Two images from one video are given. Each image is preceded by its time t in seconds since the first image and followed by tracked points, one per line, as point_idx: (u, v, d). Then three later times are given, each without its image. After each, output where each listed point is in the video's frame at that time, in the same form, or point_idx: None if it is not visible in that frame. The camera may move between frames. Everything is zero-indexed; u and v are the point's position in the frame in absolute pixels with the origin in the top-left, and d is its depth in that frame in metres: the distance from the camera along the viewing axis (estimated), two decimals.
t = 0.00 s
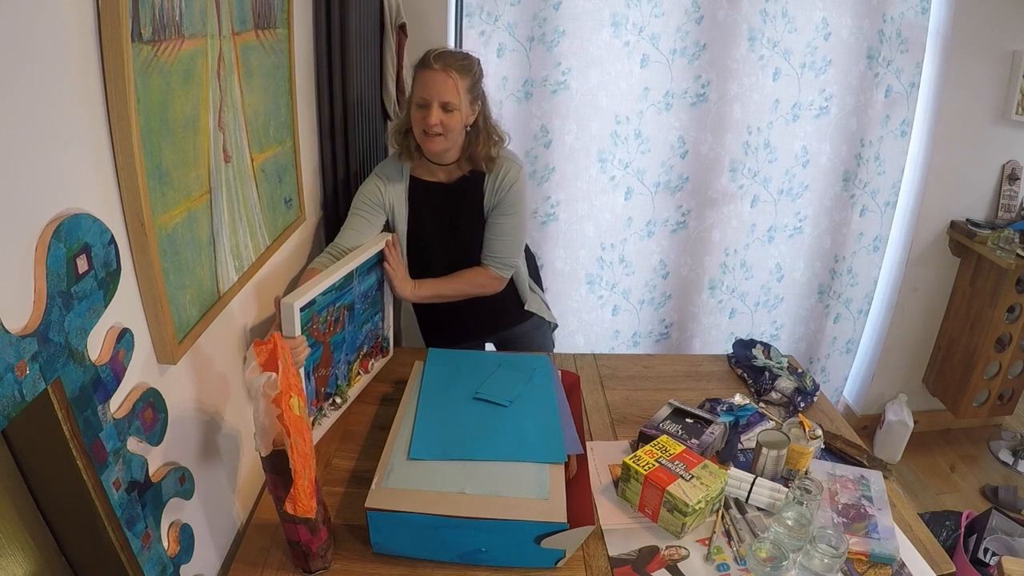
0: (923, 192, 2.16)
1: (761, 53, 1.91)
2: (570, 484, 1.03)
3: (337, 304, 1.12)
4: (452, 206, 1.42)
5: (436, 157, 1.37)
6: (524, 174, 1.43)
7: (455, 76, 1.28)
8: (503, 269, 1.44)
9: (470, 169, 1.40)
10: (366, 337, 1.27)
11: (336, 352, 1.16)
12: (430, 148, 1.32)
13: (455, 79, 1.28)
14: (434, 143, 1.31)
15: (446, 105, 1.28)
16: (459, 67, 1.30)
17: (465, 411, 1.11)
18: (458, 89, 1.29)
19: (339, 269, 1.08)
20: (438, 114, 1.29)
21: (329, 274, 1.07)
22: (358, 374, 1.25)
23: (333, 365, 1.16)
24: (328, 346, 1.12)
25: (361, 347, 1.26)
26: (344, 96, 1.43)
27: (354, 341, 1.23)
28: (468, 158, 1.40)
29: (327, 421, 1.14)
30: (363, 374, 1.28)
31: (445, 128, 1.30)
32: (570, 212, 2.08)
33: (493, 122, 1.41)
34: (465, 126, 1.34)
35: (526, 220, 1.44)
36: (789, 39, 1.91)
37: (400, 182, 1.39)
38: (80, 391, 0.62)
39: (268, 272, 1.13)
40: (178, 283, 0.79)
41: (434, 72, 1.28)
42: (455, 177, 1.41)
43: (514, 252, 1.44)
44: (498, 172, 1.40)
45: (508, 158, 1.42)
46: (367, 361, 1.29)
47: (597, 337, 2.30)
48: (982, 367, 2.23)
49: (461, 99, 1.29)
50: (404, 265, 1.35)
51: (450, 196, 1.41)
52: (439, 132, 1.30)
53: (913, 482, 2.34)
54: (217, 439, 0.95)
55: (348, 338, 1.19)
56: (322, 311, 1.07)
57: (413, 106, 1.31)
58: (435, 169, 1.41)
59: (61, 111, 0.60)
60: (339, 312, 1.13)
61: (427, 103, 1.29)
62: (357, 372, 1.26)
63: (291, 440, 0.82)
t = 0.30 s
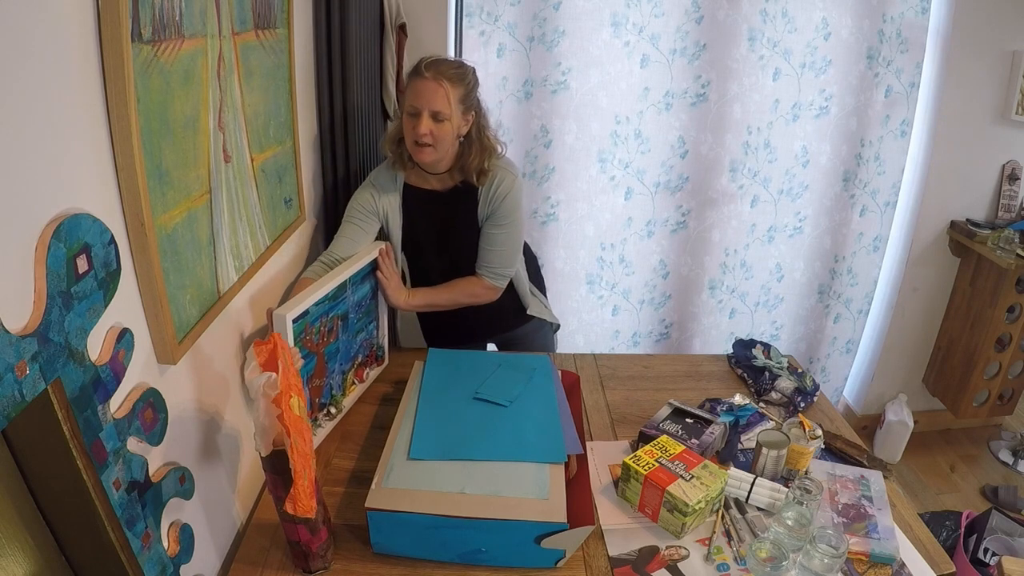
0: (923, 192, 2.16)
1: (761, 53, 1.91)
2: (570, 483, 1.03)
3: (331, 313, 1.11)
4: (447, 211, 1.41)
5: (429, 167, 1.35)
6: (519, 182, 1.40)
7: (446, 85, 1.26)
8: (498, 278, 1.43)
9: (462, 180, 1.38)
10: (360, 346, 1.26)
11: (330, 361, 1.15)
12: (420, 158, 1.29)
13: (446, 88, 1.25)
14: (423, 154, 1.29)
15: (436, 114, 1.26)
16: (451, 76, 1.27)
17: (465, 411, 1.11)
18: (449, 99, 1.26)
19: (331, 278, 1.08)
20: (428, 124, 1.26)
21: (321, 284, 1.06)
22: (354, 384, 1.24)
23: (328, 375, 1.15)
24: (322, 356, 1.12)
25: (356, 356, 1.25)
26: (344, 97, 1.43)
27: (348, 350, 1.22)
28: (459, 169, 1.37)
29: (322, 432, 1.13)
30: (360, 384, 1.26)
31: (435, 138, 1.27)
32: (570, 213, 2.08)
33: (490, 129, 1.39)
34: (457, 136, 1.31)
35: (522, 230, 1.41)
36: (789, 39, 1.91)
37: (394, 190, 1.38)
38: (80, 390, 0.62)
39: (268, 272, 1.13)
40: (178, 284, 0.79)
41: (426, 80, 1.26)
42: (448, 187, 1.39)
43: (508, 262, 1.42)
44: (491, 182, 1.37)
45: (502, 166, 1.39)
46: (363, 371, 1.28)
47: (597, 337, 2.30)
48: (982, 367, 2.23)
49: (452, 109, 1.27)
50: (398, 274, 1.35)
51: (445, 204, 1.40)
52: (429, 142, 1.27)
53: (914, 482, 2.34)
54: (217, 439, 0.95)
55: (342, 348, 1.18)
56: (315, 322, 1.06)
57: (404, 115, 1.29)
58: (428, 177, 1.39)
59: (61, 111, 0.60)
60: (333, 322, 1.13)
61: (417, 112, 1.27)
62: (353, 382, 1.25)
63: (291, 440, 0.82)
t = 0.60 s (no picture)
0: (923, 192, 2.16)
1: (761, 53, 1.91)
2: (570, 483, 1.03)
3: (330, 324, 1.10)
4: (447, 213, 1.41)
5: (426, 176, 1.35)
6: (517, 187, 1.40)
7: (443, 96, 1.25)
8: (497, 285, 1.42)
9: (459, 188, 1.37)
10: (360, 354, 1.25)
11: (331, 372, 1.15)
12: (418, 169, 1.29)
13: (442, 98, 1.25)
14: (421, 165, 1.29)
15: (433, 125, 1.26)
16: (447, 86, 1.26)
17: (465, 411, 1.10)
18: (446, 111, 1.26)
19: (330, 290, 1.07)
20: (425, 135, 1.26)
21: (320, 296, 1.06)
22: (355, 393, 1.23)
23: (329, 387, 1.14)
24: (323, 367, 1.11)
25: (356, 365, 1.24)
26: (344, 98, 1.43)
27: (349, 359, 1.21)
28: (456, 178, 1.37)
29: (325, 443, 1.12)
30: (361, 392, 1.26)
31: (432, 150, 1.27)
32: (570, 213, 2.08)
33: (487, 133, 1.39)
34: (454, 146, 1.31)
35: (520, 235, 1.41)
36: (789, 39, 1.90)
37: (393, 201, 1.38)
38: (80, 390, 0.62)
39: (269, 272, 1.13)
40: (178, 284, 0.79)
41: (422, 90, 1.25)
42: (445, 195, 1.40)
43: (507, 268, 1.42)
44: (488, 189, 1.37)
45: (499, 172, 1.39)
46: (363, 378, 1.27)
47: (597, 337, 2.30)
48: (982, 367, 2.23)
49: (450, 120, 1.27)
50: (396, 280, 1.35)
51: (443, 206, 1.40)
52: (426, 154, 1.27)
53: (914, 482, 2.34)
54: (217, 439, 0.95)
55: (342, 358, 1.17)
56: (316, 334, 1.06)
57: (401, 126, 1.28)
58: (425, 185, 1.39)
59: (61, 111, 0.60)
60: (332, 333, 1.12)
61: (414, 124, 1.26)
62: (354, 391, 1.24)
63: (291, 441, 0.82)
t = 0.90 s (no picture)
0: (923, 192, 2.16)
1: (761, 53, 1.91)
2: (570, 483, 1.03)
3: (329, 327, 1.10)
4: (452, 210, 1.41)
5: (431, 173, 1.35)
6: (520, 189, 1.40)
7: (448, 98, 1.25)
8: (496, 288, 1.41)
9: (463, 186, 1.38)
10: (360, 355, 1.25)
11: (331, 374, 1.14)
12: (423, 169, 1.30)
13: (447, 101, 1.25)
14: (425, 164, 1.29)
15: (438, 127, 1.26)
16: (453, 87, 1.26)
17: (465, 411, 1.10)
18: (452, 112, 1.26)
19: (328, 293, 1.07)
20: (430, 136, 1.26)
21: (321, 297, 1.06)
22: (355, 393, 1.23)
23: (329, 389, 1.14)
24: (322, 370, 1.11)
25: (356, 365, 1.24)
26: (344, 99, 1.43)
27: (348, 361, 1.21)
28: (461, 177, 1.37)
29: (326, 445, 1.12)
30: (361, 393, 1.26)
31: (438, 150, 1.27)
32: (570, 213, 2.08)
33: (493, 132, 1.39)
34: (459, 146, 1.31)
35: (519, 239, 1.39)
36: (789, 39, 1.90)
37: (393, 195, 1.39)
38: (80, 391, 0.62)
39: (269, 272, 1.13)
40: (178, 283, 0.79)
41: (427, 91, 1.25)
42: (449, 192, 1.40)
43: (506, 271, 1.41)
44: (491, 188, 1.37)
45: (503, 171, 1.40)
46: (363, 379, 1.27)
47: (597, 337, 2.30)
48: (982, 367, 2.23)
49: (455, 121, 1.27)
50: (394, 280, 1.35)
51: (444, 205, 1.40)
52: (431, 154, 1.27)
53: (914, 482, 2.34)
54: (217, 439, 0.95)
55: (342, 360, 1.17)
56: (315, 337, 1.05)
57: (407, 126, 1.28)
58: (430, 181, 1.39)
59: (61, 110, 0.60)
60: (332, 335, 1.12)
61: (420, 125, 1.26)
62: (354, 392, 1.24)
63: (291, 441, 0.82)
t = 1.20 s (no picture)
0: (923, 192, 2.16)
1: (761, 53, 1.91)
2: (570, 483, 1.03)
3: (325, 327, 1.10)
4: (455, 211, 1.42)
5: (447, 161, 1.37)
6: (527, 193, 1.37)
7: (459, 90, 1.25)
8: (492, 293, 1.40)
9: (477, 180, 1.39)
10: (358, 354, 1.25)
11: (329, 374, 1.14)
12: (436, 157, 1.32)
13: (459, 94, 1.25)
14: (437, 153, 1.31)
15: (450, 119, 1.26)
16: (467, 80, 1.26)
17: (466, 411, 1.10)
18: (464, 103, 1.26)
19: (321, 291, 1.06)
20: (440, 128, 1.27)
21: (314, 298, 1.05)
22: (354, 393, 1.23)
23: (327, 388, 1.14)
24: (320, 369, 1.11)
25: (354, 365, 1.24)
26: (344, 99, 1.43)
27: (346, 360, 1.21)
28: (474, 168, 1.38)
29: (325, 446, 1.11)
30: (360, 392, 1.26)
31: (449, 141, 1.29)
32: (570, 212, 2.08)
33: (513, 125, 1.38)
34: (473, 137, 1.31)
35: (515, 244, 1.37)
36: (789, 39, 1.90)
37: (409, 180, 1.44)
38: (80, 390, 0.62)
39: (269, 272, 1.13)
40: (178, 283, 0.79)
41: (439, 83, 1.26)
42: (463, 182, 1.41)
43: (504, 276, 1.39)
44: (499, 186, 1.37)
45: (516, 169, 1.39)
46: (362, 378, 1.27)
47: (597, 337, 2.30)
48: (982, 367, 2.23)
49: (467, 113, 1.27)
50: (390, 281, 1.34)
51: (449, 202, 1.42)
52: (442, 145, 1.29)
53: (913, 482, 2.34)
54: (217, 439, 0.95)
55: (340, 359, 1.17)
56: (311, 336, 1.05)
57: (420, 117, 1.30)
58: (446, 170, 1.41)
59: (61, 109, 0.59)
60: (328, 335, 1.12)
61: (432, 115, 1.27)
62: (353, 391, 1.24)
63: (291, 441, 0.82)
